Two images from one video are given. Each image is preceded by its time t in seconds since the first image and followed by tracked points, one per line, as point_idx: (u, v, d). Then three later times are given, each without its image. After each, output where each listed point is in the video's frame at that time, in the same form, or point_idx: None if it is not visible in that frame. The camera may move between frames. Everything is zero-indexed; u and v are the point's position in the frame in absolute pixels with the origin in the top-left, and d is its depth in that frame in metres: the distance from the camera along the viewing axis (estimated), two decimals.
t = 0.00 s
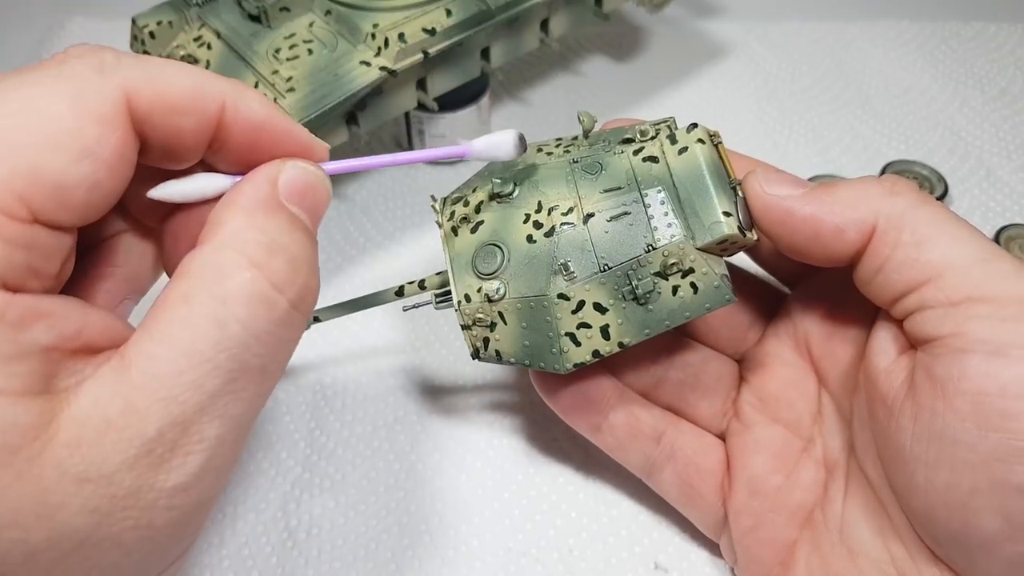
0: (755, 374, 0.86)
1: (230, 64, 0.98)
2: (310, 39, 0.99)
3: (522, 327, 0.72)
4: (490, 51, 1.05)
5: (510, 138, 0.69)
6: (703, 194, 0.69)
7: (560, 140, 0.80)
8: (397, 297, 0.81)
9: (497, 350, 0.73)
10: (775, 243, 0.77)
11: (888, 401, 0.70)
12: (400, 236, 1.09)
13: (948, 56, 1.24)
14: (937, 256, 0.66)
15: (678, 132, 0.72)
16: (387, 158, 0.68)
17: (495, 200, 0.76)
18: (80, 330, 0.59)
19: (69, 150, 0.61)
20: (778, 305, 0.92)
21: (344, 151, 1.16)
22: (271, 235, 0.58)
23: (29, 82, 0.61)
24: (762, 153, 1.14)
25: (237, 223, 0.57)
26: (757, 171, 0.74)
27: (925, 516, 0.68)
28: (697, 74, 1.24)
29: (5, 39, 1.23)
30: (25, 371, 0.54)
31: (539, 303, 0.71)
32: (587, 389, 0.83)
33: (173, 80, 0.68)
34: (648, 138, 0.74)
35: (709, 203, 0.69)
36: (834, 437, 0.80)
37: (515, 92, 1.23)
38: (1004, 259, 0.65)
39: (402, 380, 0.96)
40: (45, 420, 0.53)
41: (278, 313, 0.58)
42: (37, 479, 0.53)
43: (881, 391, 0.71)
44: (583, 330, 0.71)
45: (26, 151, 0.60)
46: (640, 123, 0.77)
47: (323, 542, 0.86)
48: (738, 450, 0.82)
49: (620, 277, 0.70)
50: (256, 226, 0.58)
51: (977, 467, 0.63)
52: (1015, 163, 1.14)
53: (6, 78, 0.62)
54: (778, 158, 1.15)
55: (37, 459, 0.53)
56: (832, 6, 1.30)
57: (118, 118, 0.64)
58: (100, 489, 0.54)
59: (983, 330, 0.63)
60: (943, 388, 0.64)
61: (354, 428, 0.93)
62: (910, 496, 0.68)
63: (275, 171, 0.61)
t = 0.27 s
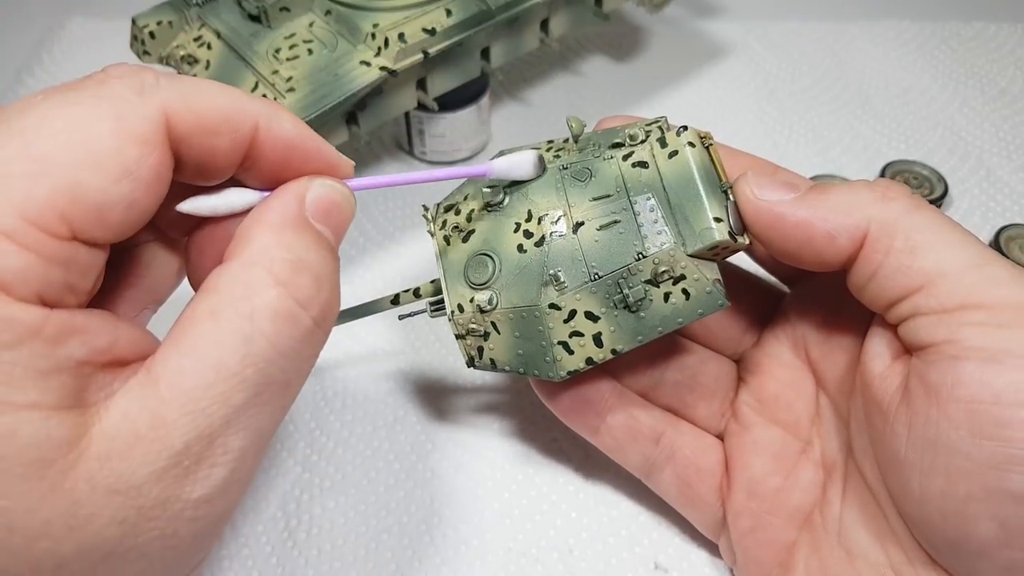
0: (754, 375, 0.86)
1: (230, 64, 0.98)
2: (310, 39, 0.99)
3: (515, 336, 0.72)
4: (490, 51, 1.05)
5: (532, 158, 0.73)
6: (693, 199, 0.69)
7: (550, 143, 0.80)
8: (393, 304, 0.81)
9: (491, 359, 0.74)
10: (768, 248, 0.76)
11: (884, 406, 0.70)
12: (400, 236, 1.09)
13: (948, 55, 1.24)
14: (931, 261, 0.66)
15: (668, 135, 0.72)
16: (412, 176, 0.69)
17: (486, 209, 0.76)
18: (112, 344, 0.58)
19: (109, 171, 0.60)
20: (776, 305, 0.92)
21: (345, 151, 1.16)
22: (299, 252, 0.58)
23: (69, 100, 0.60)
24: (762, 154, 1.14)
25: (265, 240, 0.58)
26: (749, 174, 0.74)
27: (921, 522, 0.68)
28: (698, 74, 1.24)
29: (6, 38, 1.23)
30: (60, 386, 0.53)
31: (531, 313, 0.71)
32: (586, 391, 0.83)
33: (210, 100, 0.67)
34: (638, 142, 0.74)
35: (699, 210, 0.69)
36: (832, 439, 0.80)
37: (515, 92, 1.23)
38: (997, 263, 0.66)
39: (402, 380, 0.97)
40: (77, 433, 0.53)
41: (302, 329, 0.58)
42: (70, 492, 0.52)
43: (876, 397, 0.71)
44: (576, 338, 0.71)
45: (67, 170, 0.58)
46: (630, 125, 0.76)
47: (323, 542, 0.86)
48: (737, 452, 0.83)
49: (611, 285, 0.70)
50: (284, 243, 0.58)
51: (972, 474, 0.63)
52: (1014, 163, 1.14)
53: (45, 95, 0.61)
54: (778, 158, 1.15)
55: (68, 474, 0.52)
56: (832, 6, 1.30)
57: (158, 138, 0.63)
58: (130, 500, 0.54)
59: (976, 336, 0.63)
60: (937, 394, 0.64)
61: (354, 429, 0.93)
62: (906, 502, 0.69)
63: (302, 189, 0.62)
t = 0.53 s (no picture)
0: (754, 375, 0.86)
1: (230, 64, 0.98)
2: (310, 39, 0.99)
3: (514, 336, 0.72)
4: (490, 51, 1.05)
5: (529, 163, 0.73)
6: (692, 200, 0.69)
7: (551, 144, 0.80)
8: (393, 305, 0.81)
9: (491, 359, 0.74)
10: (767, 249, 0.76)
11: (884, 406, 0.70)
12: (400, 236, 1.09)
13: (948, 55, 1.24)
14: (931, 261, 0.66)
15: (668, 136, 0.72)
16: (417, 182, 0.69)
17: (486, 209, 0.76)
18: (112, 346, 0.58)
19: (107, 173, 0.60)
20: (776, 305, 0.92)
21: (344, 151, 1.16)
22: (302, 255, 0.59)
23: (69, 102, 0.60)
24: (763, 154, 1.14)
25: (267, 244, 0.58)
26: (749, 175, 0.74)
27: (922, 522, 0.68)
28: (697, 74, 1.24)
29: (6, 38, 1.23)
30: (59, 388, 0.53)
31: (530, 314, 0.71)
32: (586, 390, 0.83)
33: (209, 104, 0.67)
34: (638, 143, 0.74)
35: (698, 211, 0.69)
36: (832, 439, 0.80)
37: (515, 92, 1.23)
38: (997, 263, 0.66)
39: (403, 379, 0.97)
40: (76, 436, 0.53)
41: (308, 333, 0.58)
42: (68, 498, 0.52)
43: (877, 397, 0.71)
44: (575, 339, 0.71)
45: (65, 171, 0.58)
46: (630, 125, 0.77)
47: (323, 542, 0.86)
48: (737, 451, 0.83)
49: (610, 286, 0.70)
50: (287, 246, 0.58)
51: (973, 474, 0.63)
52: (1014, 163, 1.14)
53: (46, 95, 0.61)
54: (778, 158, 1.15)
55: (66, 479, 0.52)
56: (832, 6, 1.30)
57: (158, 141, 0.63)
58: (130, 506, 0.54)
59: (976, 337, 0.63)
60: (938, 394, 0.64)
61: (354, 429, 0.93)
62: (906, 502, 0.69)
63: (302, 195, 0.62)
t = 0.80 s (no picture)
0: (754, 375, 0.86)
1: (230, 64, 0.98)
2: (310, 39, 0.99)
3: (515, 336, 0.72)
4: (490, 50, 1.05)
5: (519, 158, 0.73)
6: (693, 200, 0.69)
7: (551, 143, 0.80)
8: (394, 304, 0.81)
9: (492, 359, 0.74)
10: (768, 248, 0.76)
11: (884, 406, 0.70)
12: (400, 236, 1.09)
13: (948, 56, 1.24)
14: (931, 261, 0.66)
15: (669, 135, 0.72)
16: (397, 179, 0.70)
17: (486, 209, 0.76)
18: (106, 341, 0.58)
19: (98, 166, 0.60)
20: (776, 304, 0.92)
21: (345, 151, 1.16)
22: (296, 251, 0.58)
23: (60, 96, 0.60)
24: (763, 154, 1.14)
25: (263, 240, 0.58)
26: (750, 174, 0.74)
27: (922, 522, 0.68)
28: (697, 74, 1.24)
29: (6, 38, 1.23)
30: (54, 382, 0.53)
31: (531, 313, 0.71)
32: (587, 390, 0.83)
33: (199, 97, 0.67)
34: (638, 142, 0.74)
35: (700, 210, 0.69)
36: (832, 439, 0.80)
37: (515, 92, 1.23)
38: (997, 263, 0.66)
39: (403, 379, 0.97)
40: (72, 431, 0.53)
41: (306, 329, 0.58)
42: (64, 494, 0.52)
43: (877, 396, 0.71)
44: (576, 338, 0.71)
45: (57, 165, 0.58)
46: (630, 125, 0.77)
47: (323, 542, 0.86)
48: (737, 451, 0.83)
49: (611, 285, 0.70)
50: (283, 243, 0.58)
51: (973, 474, 0.63)
52: (1014, 163, 1.14)
53: (39, 90, 0.61)
54: (778, 158, 1.15)
55: (61, 474, 0.52)
56: (832, 6, 1.30)
57: (148, 135, 0.62)
58: (128, 502, 0.54)
59: (977, 337, 0.63)
60: (938, 394, 0.64)
61: (353, 429, 0.93)
62: (906, 502, 0.69)
63: (294, 190, 0.62)
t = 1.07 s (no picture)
0: (754, 375, 0.86)
1: (230, 64, 0.98)
2: (310, 39, 0.99)
3: (515, 335, 0.72)
4: (490, 51, 1.05)
5: (523, 158, 0.73)
6: (693, 199, 0.69)
7: (550, 143, 0.80)
8: (394, 304, 0.81)
9: (492, 358, 0.74)
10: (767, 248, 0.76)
11: (883, 406, 0.70)
12: (400, 236, 1.09)
13: (948, 56, 1.24)
14: (930, 261, 0.67)
15: (669, 134, 0.72)
16: (404, 179, 0.70)
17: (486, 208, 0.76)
18: (112, 342, 0.58)
19: (101, 169, 0.60)
20: (775, 304, 0.92)
21: (345, 151, 1.16)
22: (300, 252, 0.59)
23: (64, 98, 0.60)
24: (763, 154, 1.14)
25: (266, 242, 0.58)
26: (749, 174, 0.74)
27: (921, 522, 0.68)
28: (697, 74, 1.24)
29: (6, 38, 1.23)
30: (59, 384, 0.53)
31: (531, 313, 0.71)
32: (587, 389, 0.83)
33: (202, 101, 0.67)
34: (638, 141, 0.74)
35: (699, 209, 0.69)
36: (831, 439, 0.80)
37: (515, 92, 1.23)
38: (996, 263, 0.66)
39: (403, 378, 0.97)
40: (77, 433, 0.53)
41: (309, 329, 0.58)
42: (70, 494, 0.52)
43: (876, 396, 0.71)
44: (576, 337, 0.71)
45: (62, 168, 0.58)
46: (629, 124, 0.76)
47: (323, 542, 0.86)
48: (737, 451, 0.83)
49: (611, 284, 0.70)
50: (287, 244, 0.58)
51: (973, 474, 0.63)
52: (1014, 163, 1.14)
53: (43, 92, 0.61)
54: (778, 158, 1.15)
55: (67, 475, 0.52)
56: (832, 6, 1.30)
57: (152, 138, 0.63)
58: (133, 503, 0.54)
59: (976, 337, 0.63)
60: (937, 394, 0.64)
61: (353, 429, 0.93)
62: (905, 502, 0.69)
63: (298, 193, 0.62)
